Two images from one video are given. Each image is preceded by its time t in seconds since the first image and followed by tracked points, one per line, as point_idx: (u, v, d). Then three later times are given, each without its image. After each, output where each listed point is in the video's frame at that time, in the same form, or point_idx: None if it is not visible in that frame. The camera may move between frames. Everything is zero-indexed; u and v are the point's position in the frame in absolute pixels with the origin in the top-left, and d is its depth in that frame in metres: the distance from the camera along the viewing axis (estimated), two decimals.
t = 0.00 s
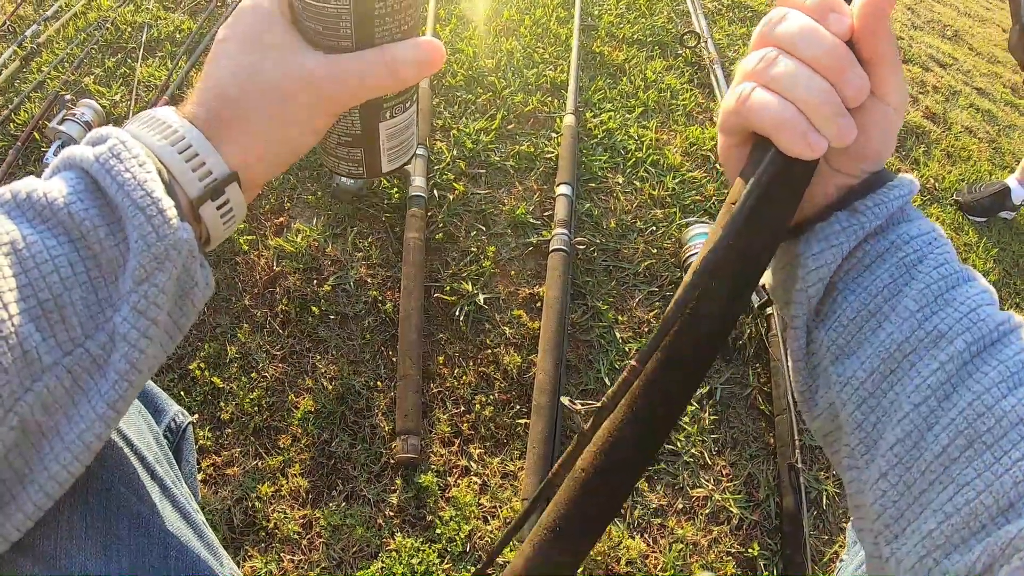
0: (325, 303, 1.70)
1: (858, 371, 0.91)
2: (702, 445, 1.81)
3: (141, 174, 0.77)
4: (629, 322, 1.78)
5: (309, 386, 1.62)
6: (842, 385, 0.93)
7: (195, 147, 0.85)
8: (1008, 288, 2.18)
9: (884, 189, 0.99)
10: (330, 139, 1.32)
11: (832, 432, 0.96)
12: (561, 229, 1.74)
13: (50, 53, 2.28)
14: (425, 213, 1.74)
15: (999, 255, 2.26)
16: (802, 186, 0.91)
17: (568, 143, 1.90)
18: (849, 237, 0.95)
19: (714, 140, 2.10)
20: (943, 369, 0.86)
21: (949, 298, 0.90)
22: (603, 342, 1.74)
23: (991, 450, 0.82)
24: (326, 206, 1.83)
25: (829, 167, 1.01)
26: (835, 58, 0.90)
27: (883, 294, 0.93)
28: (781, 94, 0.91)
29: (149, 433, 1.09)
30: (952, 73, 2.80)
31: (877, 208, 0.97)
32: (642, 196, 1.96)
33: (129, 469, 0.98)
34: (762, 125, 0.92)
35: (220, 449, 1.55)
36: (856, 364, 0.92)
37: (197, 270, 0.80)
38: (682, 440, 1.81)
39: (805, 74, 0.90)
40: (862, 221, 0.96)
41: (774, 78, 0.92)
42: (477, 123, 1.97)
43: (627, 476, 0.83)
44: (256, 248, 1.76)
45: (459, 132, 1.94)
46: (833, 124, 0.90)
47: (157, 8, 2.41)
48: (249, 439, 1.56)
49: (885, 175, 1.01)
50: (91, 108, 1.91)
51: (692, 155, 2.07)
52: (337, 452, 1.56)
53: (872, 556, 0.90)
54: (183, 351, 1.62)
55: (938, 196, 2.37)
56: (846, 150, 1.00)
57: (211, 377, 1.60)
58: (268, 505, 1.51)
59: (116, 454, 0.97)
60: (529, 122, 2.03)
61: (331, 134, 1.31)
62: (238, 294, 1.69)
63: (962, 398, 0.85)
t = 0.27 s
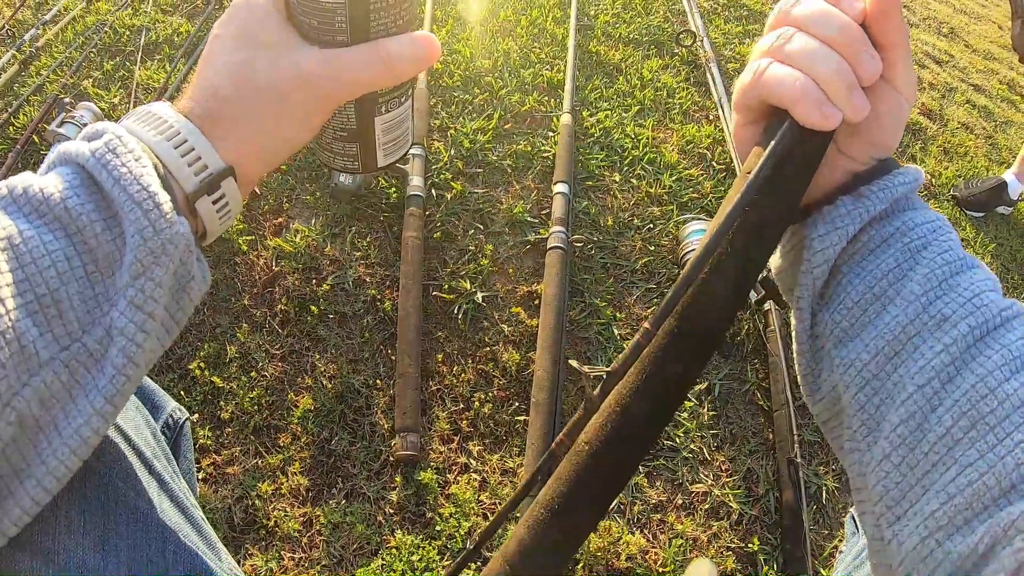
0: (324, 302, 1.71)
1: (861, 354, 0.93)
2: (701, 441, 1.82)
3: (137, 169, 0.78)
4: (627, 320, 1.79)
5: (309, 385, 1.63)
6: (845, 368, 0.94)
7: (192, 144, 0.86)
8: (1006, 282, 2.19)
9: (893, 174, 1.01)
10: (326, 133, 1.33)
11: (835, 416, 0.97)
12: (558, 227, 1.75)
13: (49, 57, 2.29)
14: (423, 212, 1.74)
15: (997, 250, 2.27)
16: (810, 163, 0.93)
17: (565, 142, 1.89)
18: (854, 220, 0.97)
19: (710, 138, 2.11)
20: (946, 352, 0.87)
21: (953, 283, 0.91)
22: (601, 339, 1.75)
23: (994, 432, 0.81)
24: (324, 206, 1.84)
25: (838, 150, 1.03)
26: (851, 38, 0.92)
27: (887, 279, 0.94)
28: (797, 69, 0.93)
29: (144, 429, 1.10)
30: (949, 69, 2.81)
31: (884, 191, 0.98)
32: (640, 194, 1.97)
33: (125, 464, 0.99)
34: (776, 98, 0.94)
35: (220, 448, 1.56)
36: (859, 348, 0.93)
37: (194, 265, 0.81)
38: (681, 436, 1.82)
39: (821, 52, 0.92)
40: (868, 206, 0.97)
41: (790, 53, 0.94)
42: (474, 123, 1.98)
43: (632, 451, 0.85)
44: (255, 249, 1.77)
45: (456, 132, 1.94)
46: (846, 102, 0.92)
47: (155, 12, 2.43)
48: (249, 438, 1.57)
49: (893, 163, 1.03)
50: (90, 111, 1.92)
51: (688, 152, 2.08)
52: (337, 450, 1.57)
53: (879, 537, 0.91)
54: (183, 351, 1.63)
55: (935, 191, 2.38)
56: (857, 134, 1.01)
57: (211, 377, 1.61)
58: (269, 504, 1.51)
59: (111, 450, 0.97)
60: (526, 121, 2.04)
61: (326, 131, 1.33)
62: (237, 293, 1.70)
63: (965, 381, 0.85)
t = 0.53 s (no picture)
0: (324, 303, 1.72)
1: (859, 349, 0.93)
2: (700, 437, 1.83)
3: (135, 165, 0.79)
4: (625, 316, 1.79)
5: (308, 385, 1.63)
6: (844, 362, 0.95)
7: (192, 141, 0.87)
8: (1005, 276, 2.19)
9: (890, 172, 1.01)
10: (325, 128, 1.33)
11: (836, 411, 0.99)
12: (556, 224, 1.75)
13: (47, 62, 2.30)
14: (421, 212, 1.74)
15: (995, 245, 2.27)
16: (807, 160, 0.93)
17: (561, 141, 1.90)
18: (848, 216, 0.98)
19: (707, 135, 2.12)
20: (943, 344, 0.87)
21: (950, 278, 0.92)
22: (599, 336, 1.76)
23: (991, 424, 0.82)
24: (323, 207, 1.85)
25: (836, 147, 1.04)
26: (843, 36, 0.92)
27: (884, 273, 0.95)
28: (790, 69, 0.94)
29: (145, 430, 1.10)
30: (945, 65, 2.81)
31: (880, 189, 0.99)
32: (637, 191, 1.97)
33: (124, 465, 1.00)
34: (773, 98, 0.95)
35: (221, 448, 1.56)
36: (858, 342, 0.94)
37: (193, 262, 0.82)
38: (680, 432, 1.83)
39: (814, 51, 0.93)
40: (864, 203, 0.98)
41: (784, 53, 0.95)
42: (471, 122, 1.98)
43: (637, 449, 0.85)
44: (255, 249, 1.78)
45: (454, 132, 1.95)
46: (840, 100, 0.92)
47: (153, 16, 2.44)
48: (250, 438, 1.58)
49: (890, 159, 1.03)
50: (89, 114, 1.93)
51: (685, 150, 2.09)
52: (337, 449, 1.58)
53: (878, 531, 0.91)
54: (183, 352, 1.63)
55: (932, 187, 2.38)
56: (854, 130, 1.02)
57: (211, 377, 1.62)
58: (270, 503, 1.52)
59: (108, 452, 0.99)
60: (523, 121, 2.04)
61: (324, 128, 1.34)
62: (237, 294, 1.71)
63: (961, 374, 0.85)
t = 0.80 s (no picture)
0: (322, 304, 1.72)
1: (853, 346, 0.93)
2: (699, 435, 1.83)
3: (139, 162, 0.79)
4: (623, 315, 1.79)
5: (307, 386, 1.63)
6: (838, 359, 0.95)
7: (195, 140, 0.87)
8: (1003, 273, 2.19)
9: (883, 169, 1.01)
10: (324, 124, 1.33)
11: (833, 409, 0.99)
12: (552, 224, 1.76)
13: (45, 66, 2.31)
14: (419, 212, 1.74)
15: (994, 241, 2.27)
16: (799, 162, 0.94)
17: (558, 141, 1.90)
18: (839, 215, 0.98)
19: (704, 134, 2.12)
20: (935, 340, 0.87)
21: (942, 274, 0.92)
22: (598, 335, 1.76)
23: (984, 418, 0.82)
24: (320, 209, 1.85)
25: (828, 147, 1.04)
26: (829, 40, 0.93)
27: (877, 270, 0.95)
28: (778, 74, 0.94)
29: (146, 427, 1.11)
30: (942, 62, 2.81)
31: (871, 186, 0.99)
32: (635, 190, 1.97)
33: (125, 461, 1.01)
34: (761, 103, 0.96)
35: (220, 450, 1.56)
36: (851, 340, 0.94)
37: (196, 259, 0.82)
38: (679, 430, 1.83)
39: (801, 56, 0.93)
40: (856, 201, 0.98)
41: (772, 58, 0.95)
42: (468, 123, 1.97)
43: (636, 455, 0.84)
44: (253, 252, 1.78)
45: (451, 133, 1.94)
46: (828, 103, 0.93)
47: (150, 20, 2.44)
48: (249, 439, 1.58)
49: (884, 156, 1.03)
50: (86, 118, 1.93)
51: (682, 149, 2.09)
52: (336, 450, 1.58)
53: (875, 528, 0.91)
54: (182, 354, 1.64)
55: (930, 184, 2.38)
56: (846, 131, 1.02)
57: (211, 379, 1.62)
58: (269, 504, 1.52)
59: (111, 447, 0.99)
60: (520, 121, 2.04)
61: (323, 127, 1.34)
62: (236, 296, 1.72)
63: (954, 369, 0.86)
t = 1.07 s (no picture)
0: (319, 305, 1.71)
1: (848, 345, 0.92)
2: (699, 434, 1.82)
3: (135, 161, 0.78)
4: (622, 313, 1.79)
5: (305, 387, 1.62)
6: (834, 358, 0.94)
7: (191, 139, 0.86)
8: (1002, 270, 2.18)
9: (875, 165, 1.00)
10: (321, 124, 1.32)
11: (831, 409, 0.97)
12: (551, 223, 1.75)
13: (42, 68, 2.30)
14: (416, 212, 1.74)
15: (993, 238, 2.26)
16: (790, 163, 0.92)
17: (555, 139, 1.90)
18: (832, 215, 0.97)
19: (702, 132, 2.11)
20: (931, 337, 0.87)
21: (936, 270, 0.91)
22: (596, 335, 1.75)
23: (980, 414, 0.81)
24: (317, 208, 1.83)
25: (819, 146, 1.03)
26: (815, 43, 0.91)
27: (870, 268, 0.94)
28: (762, 77, 0.92)
29: (145, 426, 1.10)
30: (941, 58, 2.80)
31: (863, 184, 0.98)
32: (633, 188, 1.96)
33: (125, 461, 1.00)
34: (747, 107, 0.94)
35: (217, 452, 1.56)
36: (846, 339, 0.93)
37: (193, 259, 0.81)
38: (678, 429, 1.82)
39: (786, 59, 0.91)
40: (847, 200, 0.97)
41: (757, 62, 0.93)
42: (466, 122, 1.97)
43: (636, 462, 0.86)
44: (250, 253, 1.77)
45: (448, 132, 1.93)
46: (814, 106, 0.91)
47: (146, 20, 2.43)
48: (247, 441, 1.57)
49: (876, 152, 1.03)
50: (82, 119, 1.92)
51: (680, 146, 2.08)
52: (334, 451, 1.57)
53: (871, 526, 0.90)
54: (179, 356, 1.63)
55: (929, 180, 2.37)
56: (836, 130, 1.01)
57: (208, 380, 1.61)
58: (267, 506, 1.52)
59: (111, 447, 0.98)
60: (517, 120, 2.02)
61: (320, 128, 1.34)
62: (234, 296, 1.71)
63: (949, 365, 0.85)
